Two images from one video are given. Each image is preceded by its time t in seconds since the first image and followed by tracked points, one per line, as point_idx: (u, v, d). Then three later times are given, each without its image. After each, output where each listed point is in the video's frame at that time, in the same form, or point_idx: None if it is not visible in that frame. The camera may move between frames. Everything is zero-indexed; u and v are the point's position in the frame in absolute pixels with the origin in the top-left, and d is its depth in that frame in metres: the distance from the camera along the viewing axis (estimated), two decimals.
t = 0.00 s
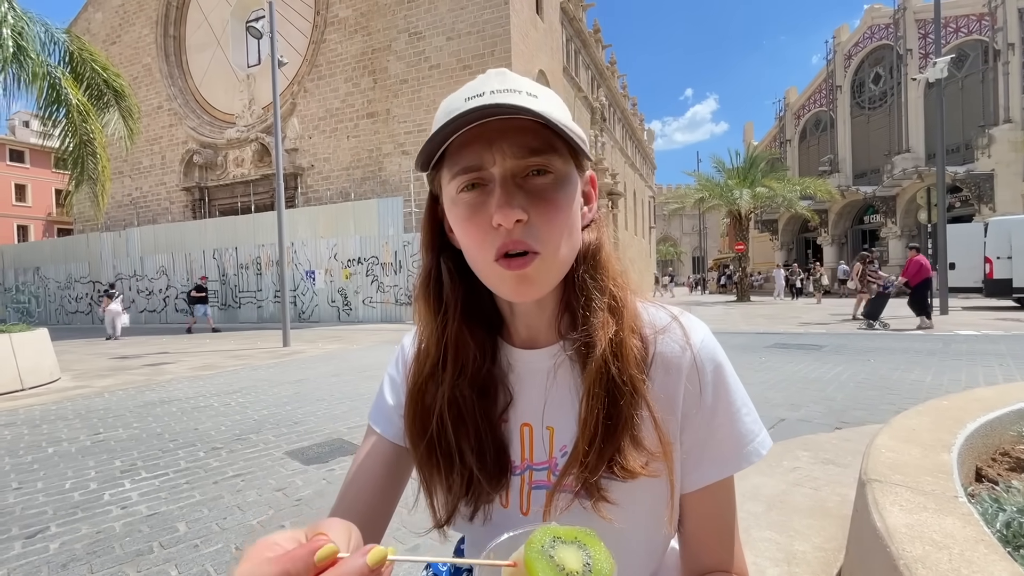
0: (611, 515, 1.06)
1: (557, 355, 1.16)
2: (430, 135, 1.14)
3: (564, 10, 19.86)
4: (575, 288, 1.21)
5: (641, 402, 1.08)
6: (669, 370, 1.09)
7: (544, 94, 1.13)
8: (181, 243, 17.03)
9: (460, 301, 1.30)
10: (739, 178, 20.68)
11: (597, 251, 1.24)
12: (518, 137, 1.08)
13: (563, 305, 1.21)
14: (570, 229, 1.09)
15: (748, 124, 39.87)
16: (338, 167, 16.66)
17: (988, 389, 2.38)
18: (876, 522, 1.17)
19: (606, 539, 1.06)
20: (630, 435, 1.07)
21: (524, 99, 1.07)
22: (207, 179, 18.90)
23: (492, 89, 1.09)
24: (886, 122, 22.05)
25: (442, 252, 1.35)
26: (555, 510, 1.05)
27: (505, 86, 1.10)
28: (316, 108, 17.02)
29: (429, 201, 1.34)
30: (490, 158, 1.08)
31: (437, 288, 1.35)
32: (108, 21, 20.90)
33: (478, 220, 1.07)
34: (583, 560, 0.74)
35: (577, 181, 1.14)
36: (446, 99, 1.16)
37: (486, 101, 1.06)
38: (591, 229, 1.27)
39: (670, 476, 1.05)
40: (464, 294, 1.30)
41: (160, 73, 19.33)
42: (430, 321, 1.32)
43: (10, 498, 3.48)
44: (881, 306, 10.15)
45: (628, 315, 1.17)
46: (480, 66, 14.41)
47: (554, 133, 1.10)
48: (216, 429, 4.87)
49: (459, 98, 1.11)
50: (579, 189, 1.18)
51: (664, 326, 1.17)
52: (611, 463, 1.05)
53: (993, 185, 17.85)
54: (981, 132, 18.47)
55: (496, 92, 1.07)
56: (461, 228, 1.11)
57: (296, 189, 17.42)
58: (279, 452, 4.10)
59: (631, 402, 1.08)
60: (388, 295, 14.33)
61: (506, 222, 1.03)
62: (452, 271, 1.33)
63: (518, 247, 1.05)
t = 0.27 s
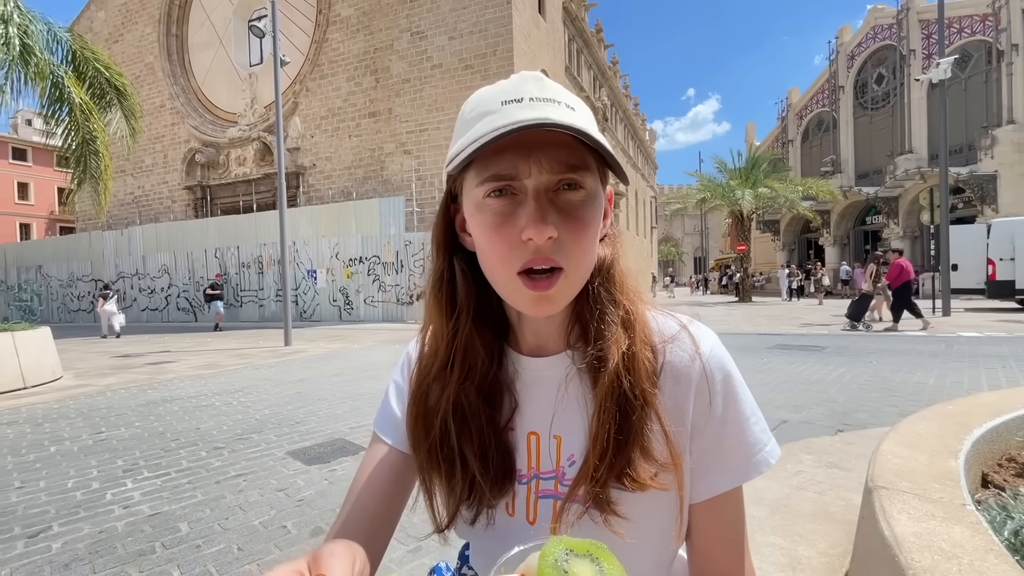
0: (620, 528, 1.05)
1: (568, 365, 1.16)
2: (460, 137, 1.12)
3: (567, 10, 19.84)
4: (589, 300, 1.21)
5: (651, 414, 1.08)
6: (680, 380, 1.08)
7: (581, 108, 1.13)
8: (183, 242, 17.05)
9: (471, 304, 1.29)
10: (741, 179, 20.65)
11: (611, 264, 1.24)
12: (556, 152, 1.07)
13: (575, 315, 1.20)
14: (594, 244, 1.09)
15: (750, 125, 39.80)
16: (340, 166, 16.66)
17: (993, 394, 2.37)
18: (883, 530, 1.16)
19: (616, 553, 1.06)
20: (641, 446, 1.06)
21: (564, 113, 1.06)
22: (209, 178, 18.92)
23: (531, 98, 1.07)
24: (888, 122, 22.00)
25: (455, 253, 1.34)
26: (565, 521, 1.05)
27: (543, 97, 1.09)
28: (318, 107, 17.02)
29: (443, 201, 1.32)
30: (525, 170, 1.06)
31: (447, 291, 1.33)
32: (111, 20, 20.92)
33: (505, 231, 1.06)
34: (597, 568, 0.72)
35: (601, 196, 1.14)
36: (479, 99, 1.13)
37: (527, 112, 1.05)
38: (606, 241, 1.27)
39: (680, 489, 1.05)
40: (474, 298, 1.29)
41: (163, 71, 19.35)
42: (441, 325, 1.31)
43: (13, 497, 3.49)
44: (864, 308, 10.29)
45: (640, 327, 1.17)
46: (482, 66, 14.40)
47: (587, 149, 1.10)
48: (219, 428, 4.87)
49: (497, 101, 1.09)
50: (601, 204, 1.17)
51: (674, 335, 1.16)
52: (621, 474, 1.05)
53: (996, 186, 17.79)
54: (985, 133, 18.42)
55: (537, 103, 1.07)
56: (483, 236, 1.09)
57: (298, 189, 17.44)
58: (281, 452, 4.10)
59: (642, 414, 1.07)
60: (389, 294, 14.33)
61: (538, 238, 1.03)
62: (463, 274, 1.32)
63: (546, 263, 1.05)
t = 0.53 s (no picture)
0: (636, 535, 1.05)
1: (582, 368, 1.15)
2: (470, 143, 1.10)
3: (569, 8, 19.79)
4: (605, 305, 1.19)
5: (666, 419, 1.07)
6: (695, 384, 1.07)
7: (595, 113, 1.10)
8: (184, 239, 17.06)
9: (487, 302, 1.27)
10: (743, 178, 20.62)
11: (627, 266, 1.22)
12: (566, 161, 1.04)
13: (588, 319, 1.18)
14: (607, 255, 1.07)
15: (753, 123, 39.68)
16: (341, 164, 16.65)
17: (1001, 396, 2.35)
18: (894, 535, 1.15)
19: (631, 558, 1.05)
20: (656, 450, 1.05)
21: (574, 122, 1.04)
22: (210, 176, 18.92)
23: (541, 106, 1.06)
24: (891, 122, 21.93)
25: (467, 252, 1.32)
26: (578, 524, 1.04)
27: (555, 102, 1.07)
28: (320, 105, 17.00)
29: (454, 201, 1.31)
30: (533, 185, 1.04)
31: (460, 291, 1.33)
32: (113, 17, 20.92)
33: (513, 245, 1.04)
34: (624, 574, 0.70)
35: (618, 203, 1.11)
36: (490, 103, 1.12)
37: (536, 122, 1.03)
38: (622, 243, 1.26)
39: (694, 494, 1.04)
40: (490, 295, 1.28)
41: (164, 69, 19.35)
42: (453, 324, 1.30)
43: (15, 494, 3.48)
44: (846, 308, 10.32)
45: (656, 330, 1.16)
46: (484, 64, 14.37)
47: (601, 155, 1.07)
48: (220, 426, 4.86)
49: (506, 108, 1.07)
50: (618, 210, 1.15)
51: (689, 338, 1.15)
52: (637, 479, 1.05)
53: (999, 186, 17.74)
54: (988, 133, 18.36)
55: (545, 111, 1.05)
56: (493, 250, 1.08)
57: (300, 186, 17.44)
58: (283, 450, 4.09)
59: (657, 420, 1.06)
60: (391, 293, 14.31)
61: (546, 255, 1.01)
62: (477, 273, 1.30)
63: (553, 279, 1.03)
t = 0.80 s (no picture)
0: (640, 534, 1.04)
1: (586, 365, 1.14)
2: (469, 140, 1.09)
3: (571, 6, 19.72)
4: (610, 303, 1.18)
5: (673, 418, 1.06)
6: (702, 382, 1.06)
7: (597, 108, 1.08)
8: (185, 236, 17.06)
9: (489, 299, 1.26)
10: (745, 176, 20.57)
11: (634, 263, 1.21)
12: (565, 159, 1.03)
13: (594, 316, 1.17)
14: (609, 253, 1.05)
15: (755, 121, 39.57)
16: (342, 161, 16.63)
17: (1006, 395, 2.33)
18: (901, 534, 1.14)
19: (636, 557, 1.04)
20: (662, 449, 1.04)
21: (572, 119, 1.03)
22: (211, 173, 18.90)
23: (538, 101, 1.05)
24: (894, 120, 21.85)
25: (471, 247, 1.30)
26: (583, 522, 1.03)
27: (554, 96, 1.05)
28: (321, 102, 16.99)
29: (458, 196, 1.30)
30: (529, 183, 1.03)
31: (464, 287, 1.32)
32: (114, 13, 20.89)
33: (511, 245, 1.04)
34: (633, 567, 0.68)
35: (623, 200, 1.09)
36: (488, 98, 1.11)
37: (532, 119, 1.02)
38: (631, 239, 1.25)
39: (700, 493, 1.03)
40: (492, 291, 1.27)
41: (166, 66, 19.33)
42: (456, 320, 1.29)
43: (16, 490, 3.48)
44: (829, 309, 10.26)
45: (662, 328, 1.15)
46: (486, 61, 14.33)
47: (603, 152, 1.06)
48: (221, 423, 4.85)
49: (503, 104, 1.07)
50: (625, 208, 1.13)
51: (696, 335, 1.14)
52: (642, 479, 1.03)
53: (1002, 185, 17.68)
54: (991, 131, 18.29)
55: (542, 106, 1.04)
56: (492, 248, 1.08)
57: (301, 184, 17.43)
58: (284, 447, 4.09)
59: (664, 419, 1.05)
60: (392, 290, 14.30)
61: (541, 255, 0.99)
62: (479, 267, 1.29)
63: (549, 279, 1.02)
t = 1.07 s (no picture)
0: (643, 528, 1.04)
1: (590, 359, 1.14)
2: (482, 132, 1.08)
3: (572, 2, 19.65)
4: (613, 297, 1.19)
5: (675, 411, 1.06)
6: (705, 375, 1.06)
7: (611, 104, 1.08)
8: (186, 233, 17.06)
9: (495, 292, 1.26)
10: (747, 174, 20.53)
11: (638, 258, 1.22)
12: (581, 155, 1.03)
13: (596, 311, 1.18)
14: (618, 247, 1.05)
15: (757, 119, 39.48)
16: (343, 158, 16.62)
17: (1007, 393, 2.33)
18: (902, 530, 1.14)
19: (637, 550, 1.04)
20: (664, 443, 1.05)
21: (590, 113, 1.02)
22: (212, 170, 18.89)
23: (556, 94, 1.04)
24: (896, 119, 21.79)
25: (476, 241, 1.30)
26: (584, 514, 1.03)
27: (571, 90, 1.05)
28: (322, 99, 16.97)
29: (464, 189, 1.30)
30: (545, 177, 1.02)
31: (468, 280, 1.31)
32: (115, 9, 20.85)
33: (523, 238, 1.03)
34: (642, 561, 0.70)
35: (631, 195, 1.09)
36: (503, 87, 1.10)
37: (551, 112, 1.02)
38: (634, 234, 1.25)
39: (702, 487, 1.03)
40: (496, 284, 1.27)
41: (167, 62, 19.31)
42: (459, 314, 1.29)
43: (18, 485, 3.49)
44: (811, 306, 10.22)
45: (666, 322, 1.15)
46: (487, 58, 14.30)
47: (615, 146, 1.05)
48: (222, 419, 4.86)
49: (520, 95, 1.06)
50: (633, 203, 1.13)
51: (698, 328, 1.15)
52: (644, 472, 1.03)
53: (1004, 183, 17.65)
54: (993, 130, 18.24)
55: (560, 100, 1.04)
56: (501, 241, 1.07)
57: (302, 180, 17.41)
58: (284, 443, 4.09)
59: (666, 413, 1.05)
60: (392, 288, 14.30)
61: (556, 249, 0.99)
62: (484, 260, 1.29)
63: (562, 273, 1.02)
